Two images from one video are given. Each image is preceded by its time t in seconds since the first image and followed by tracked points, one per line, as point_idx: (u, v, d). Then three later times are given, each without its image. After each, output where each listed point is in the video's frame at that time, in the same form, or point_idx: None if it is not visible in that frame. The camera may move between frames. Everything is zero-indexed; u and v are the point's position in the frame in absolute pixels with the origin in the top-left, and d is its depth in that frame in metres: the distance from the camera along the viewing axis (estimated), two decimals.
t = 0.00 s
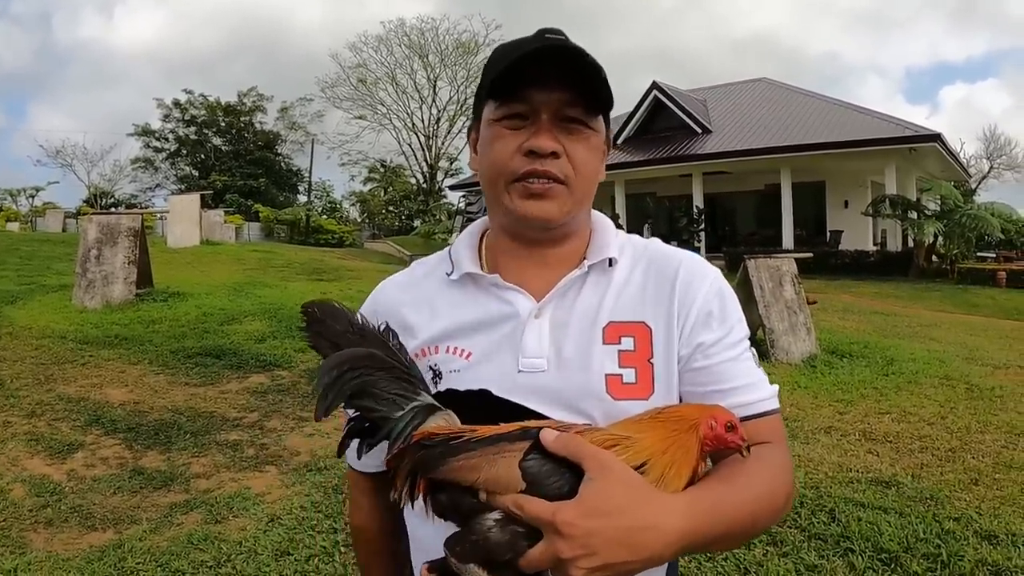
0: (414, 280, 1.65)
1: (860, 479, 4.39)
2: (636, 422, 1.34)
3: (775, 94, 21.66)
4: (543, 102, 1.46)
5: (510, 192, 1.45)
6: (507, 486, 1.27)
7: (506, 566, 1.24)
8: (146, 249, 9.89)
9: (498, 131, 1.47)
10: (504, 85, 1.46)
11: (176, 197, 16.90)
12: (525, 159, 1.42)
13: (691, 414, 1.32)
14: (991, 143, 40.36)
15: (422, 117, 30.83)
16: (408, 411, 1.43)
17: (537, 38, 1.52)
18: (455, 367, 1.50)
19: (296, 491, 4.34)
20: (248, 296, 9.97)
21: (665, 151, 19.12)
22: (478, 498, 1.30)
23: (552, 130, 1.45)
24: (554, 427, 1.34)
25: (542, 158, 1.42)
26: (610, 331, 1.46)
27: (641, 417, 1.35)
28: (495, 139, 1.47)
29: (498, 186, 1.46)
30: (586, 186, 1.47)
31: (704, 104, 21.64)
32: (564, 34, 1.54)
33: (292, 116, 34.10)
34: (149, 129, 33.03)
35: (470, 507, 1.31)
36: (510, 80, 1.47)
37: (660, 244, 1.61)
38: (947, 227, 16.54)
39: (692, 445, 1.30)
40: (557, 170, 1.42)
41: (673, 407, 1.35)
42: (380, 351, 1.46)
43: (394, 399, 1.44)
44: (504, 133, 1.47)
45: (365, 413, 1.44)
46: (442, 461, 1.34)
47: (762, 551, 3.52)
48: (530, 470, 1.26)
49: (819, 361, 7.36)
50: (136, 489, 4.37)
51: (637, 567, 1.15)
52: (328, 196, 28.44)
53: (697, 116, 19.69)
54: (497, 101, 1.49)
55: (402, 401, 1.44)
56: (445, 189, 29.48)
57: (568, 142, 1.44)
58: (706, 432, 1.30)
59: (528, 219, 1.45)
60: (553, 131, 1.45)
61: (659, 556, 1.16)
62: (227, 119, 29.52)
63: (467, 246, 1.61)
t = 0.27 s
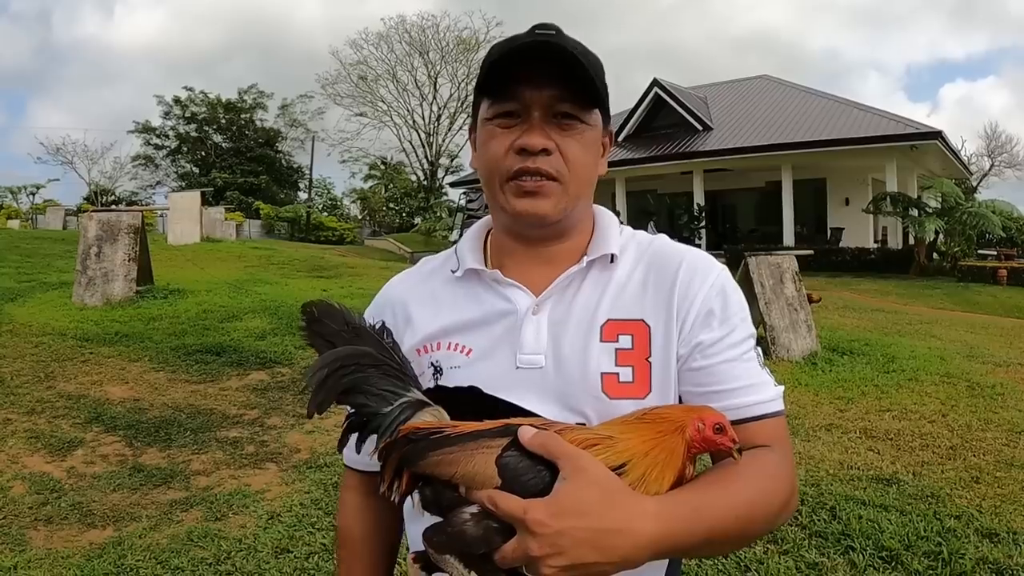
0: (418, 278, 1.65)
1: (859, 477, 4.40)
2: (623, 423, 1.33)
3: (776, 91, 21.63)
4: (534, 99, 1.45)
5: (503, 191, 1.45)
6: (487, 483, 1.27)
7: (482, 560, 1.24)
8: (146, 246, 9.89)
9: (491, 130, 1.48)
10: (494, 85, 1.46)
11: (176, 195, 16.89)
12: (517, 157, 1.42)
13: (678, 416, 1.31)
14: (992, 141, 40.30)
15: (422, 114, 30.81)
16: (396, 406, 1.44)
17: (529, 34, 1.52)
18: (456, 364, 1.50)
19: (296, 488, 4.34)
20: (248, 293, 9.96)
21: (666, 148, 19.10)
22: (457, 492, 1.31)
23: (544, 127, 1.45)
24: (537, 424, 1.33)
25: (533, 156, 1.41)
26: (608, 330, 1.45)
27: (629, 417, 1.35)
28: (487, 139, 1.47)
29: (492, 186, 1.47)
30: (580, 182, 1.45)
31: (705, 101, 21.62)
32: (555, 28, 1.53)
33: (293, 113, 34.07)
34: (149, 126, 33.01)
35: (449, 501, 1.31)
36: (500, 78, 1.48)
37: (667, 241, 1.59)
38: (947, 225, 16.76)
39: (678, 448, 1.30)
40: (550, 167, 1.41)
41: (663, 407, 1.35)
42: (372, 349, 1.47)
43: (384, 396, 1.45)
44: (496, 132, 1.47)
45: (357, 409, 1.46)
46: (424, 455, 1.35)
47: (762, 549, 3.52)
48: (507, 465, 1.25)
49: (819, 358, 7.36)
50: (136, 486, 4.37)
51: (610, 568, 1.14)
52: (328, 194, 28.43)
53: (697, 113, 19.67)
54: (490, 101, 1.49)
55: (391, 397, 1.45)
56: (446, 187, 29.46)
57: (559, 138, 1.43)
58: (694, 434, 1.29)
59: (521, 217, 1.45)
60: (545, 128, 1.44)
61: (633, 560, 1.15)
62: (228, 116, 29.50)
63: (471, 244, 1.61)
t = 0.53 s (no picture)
0: (425, 271, 1.63)
1: (861, 474, 4.39)
2: (631, 421, 1.33)
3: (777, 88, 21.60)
4: (540, 94, 1.45)
5: (509, 188, 1.44)
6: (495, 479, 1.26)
7: (487, 555, 1.24)
8: (147, 245, 9.89)
9: (497, 126, 1.47)
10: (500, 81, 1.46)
11: (177, 193, 16.89)
12: (523, 154, 1.42)
13: (686, 415, 1.31)
14: (994, 138, 40.22)
15: (424, 112, 30.78)
16: (402, 399, 1.42)
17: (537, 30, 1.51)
18: (463, 360, 1.49)
19: (298, 487, 4.34)
20: (249, 291, 9.96)
21: (667, 146, 19.08)
22: (464, 486, 1.30)
23: (550, 122, 1.44)
24: (545, 420, 1.33)
25: (538, 151, 1.41)
26: (614, 329, 1.45)
27: (637, 415, 1.34)
28: (493, 135, 1.47)
29: (499, 183, 1.46)
30: (586, 179, 1.45)
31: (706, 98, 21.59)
32: (563, 23, 1.52)
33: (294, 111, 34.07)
34: (151, 125, 33.02)
35: (455, 495, 1.30)
36: (508, 73, 1.47)
37: (674, 242, 1.58)
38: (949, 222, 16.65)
39: (686, 447, 1.29)
40: (555, 162, 1.41)
41: (671, 406, 1.34)
42: (379, 341, 1.46)
43: (390, 388, 1.43)
44: (502, 129, 1.47)
45: (363, 401, 1.44)
46: (430, 448, 1.34)
47: (765, 547, 3.51)
48: (516, 460, 1.25)
49: (821, 356, 7.35)
50: (137, 485, 4.37)
51: (618, 566, 1.14)
52: (329, 192, 28.43)
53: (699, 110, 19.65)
54: (497, 96, 1.49)
55: (397, 390, 1.43)
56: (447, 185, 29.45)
57: (565, 133, 1.43)
58: (702, 433, 1.29)
59: (527, 214, 1.44)
60: (551, 124, 1.44)
61: (641, 557, 1.15)
62: (229, 115, 29.50)
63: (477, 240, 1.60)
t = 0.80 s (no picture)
0: (424, 272, 1.62)
1: (860, 475, 4.39)
2: (632, 423, 1.32)
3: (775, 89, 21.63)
4: (543, 97, 1.44)
5: (511, 190, 1.43)
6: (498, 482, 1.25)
7: (493, 557, 1.24)
8: (145, 247, 9.88)
9: (499, 128, 1.46)
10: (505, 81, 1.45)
11: (175, 194, 16.88)
12: (525, 156, 1.41)
13: (687, 416, 1.30)
14: (991, 139, 40.30)
15: (421, 113, 30.77)
16: (405, 402, 1.41)
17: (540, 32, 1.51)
18: (463, 363, 1.48)
19: (296, 488, 4.33)
20: (248, 293, 9.95)
21: (665, 147, 19.09)
22: (468, 490, 1.29)
23: (552, 125, 1.44)
24: (548, 422, 1.32)
25: (542, 153, 1.40)
26: (614, 331, 1.45)
27: (638, 416, 1.34)
28: (495, 136, 1.46)
29: (500, 184, 1.45)
30: (588, 182, 1.44)
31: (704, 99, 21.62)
32: (565, 27, 1.53)
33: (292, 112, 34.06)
34: (148, 127, 32.99)
35: (461, 498, 1.30)
36: (511, 75, 1.47)
37: (670, 244, 1.59)
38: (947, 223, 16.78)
39: (687, 448, 1.29)
40: (558, 165, 1.40)
41: (671, 407, 1.34)
42: (380, 344, 1.45)
43: (392, 391, 1.42)
44: (504, 130, 1.46)
45: (364, 404, 1.43)
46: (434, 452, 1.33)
47: (764, 548, 3.51)
48: (521, 464, 1.24)
49: (819, 356, 7.35)
50: (135, 488, 4.36)
51: (624, 567, 1.14)
52: (327, 193, 28.41)
53: (697, 111, 19.67)
54: (499, 97, 1.48)
55: (400, 393, 1.42)
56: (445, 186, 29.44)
57: (568, 136, 1.43)
58: (703, 434, 1.29)
59: (528, 216, 1.43)
60: (553, 126, 1.43)
61: (646, 558, 1.15)
62: (227, 116, 29.49)
63: (475, 242, 1.59)
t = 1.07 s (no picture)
0: (418, 272, 1.62)
1: (857, 475, 4.39)
2: (621, 419, 1.32)
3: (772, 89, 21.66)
4: (533, 99, 1.44)
5: (502, 193, 1.43)
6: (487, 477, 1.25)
7: (482, 552, 1.24)
8: (143, 247, 9.87)
9: (490, 131, 1.46)
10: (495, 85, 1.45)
11: (172, 195, 16.86)
12: (517, 159, 1.41)
13: (675, 412, 1.30)
14: (988, 138, 40.38)
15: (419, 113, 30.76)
16: (396, 398, 1.41)
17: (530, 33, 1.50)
18: (458, 361, 1.48)
19: (293, 488, 4.33)
20: (245, 293, 9.94)
21: (662, 147, 19.09)
22: (458, 485, 1.28)
23: (543, 128, 1.43)
24: (538, 418, 1.32)
25: (532, 157, 1.40)
26: (605, 328, 1.45)
27: (626, 412, 1.34)
28: (487, 139, 1.46)
29: (491, 188, 1.45)
30: (579, 184, 1.44)
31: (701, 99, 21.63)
32: (555, 28, 1.52)
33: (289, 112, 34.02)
34: (145, 127, 32.93)
35: (450, 493, 1.29)
36: (502, 78, 1.46)
37: (661, 242, 1.58)
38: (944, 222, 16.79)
39: (675, 444, 1.29)
40: (549, 169, 1.40)
41: (659, 404, 1.33)
42: (373, 342, 1.44)
43: (384, 388, 1.42)
44: (496, 133, 1.45)
45: (356, 402, 1.42)
46: (425, 447, 1.33)
47: (761, 548, 3.52)
48: (509, 459, 1.24)
49: (816, 356, 7.36)
50: (132, 488, 4.35)
51: (610, 560, 1.14)
52: (325, 194, 28.40)
53: (694, 111, 19.69)
54: (489, 100, 1.47)
55: (391, 390, 1.42)
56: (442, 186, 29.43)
57: (558, 139, 1.42)
58: (691, 431, 1.29)
59: (519, 220, 1.44)
60: (544, 129, 1.43)
61: (632, 553, 1.14)
62: (224, 117, 29.46)
63: (469, 242, 1.58)
